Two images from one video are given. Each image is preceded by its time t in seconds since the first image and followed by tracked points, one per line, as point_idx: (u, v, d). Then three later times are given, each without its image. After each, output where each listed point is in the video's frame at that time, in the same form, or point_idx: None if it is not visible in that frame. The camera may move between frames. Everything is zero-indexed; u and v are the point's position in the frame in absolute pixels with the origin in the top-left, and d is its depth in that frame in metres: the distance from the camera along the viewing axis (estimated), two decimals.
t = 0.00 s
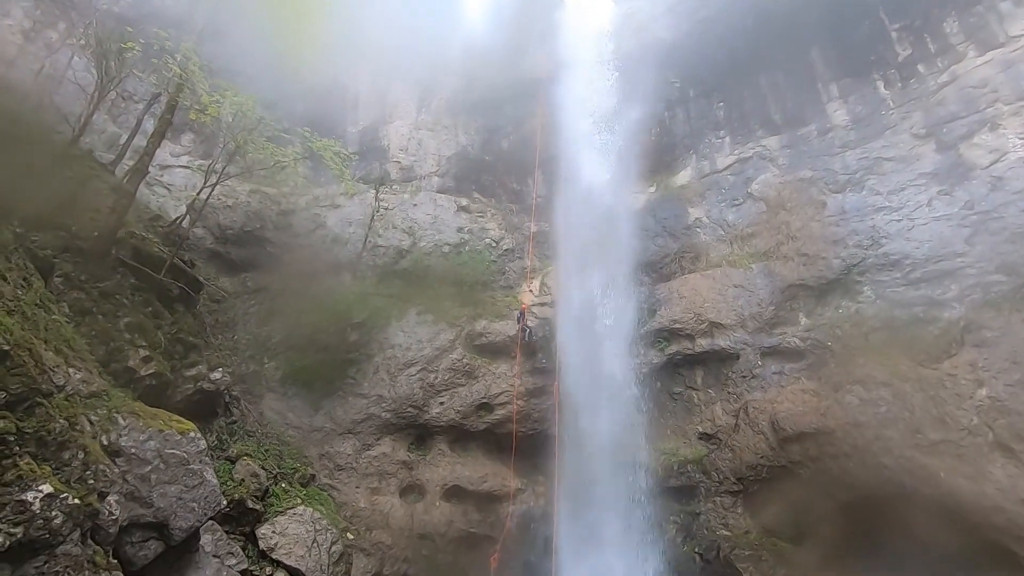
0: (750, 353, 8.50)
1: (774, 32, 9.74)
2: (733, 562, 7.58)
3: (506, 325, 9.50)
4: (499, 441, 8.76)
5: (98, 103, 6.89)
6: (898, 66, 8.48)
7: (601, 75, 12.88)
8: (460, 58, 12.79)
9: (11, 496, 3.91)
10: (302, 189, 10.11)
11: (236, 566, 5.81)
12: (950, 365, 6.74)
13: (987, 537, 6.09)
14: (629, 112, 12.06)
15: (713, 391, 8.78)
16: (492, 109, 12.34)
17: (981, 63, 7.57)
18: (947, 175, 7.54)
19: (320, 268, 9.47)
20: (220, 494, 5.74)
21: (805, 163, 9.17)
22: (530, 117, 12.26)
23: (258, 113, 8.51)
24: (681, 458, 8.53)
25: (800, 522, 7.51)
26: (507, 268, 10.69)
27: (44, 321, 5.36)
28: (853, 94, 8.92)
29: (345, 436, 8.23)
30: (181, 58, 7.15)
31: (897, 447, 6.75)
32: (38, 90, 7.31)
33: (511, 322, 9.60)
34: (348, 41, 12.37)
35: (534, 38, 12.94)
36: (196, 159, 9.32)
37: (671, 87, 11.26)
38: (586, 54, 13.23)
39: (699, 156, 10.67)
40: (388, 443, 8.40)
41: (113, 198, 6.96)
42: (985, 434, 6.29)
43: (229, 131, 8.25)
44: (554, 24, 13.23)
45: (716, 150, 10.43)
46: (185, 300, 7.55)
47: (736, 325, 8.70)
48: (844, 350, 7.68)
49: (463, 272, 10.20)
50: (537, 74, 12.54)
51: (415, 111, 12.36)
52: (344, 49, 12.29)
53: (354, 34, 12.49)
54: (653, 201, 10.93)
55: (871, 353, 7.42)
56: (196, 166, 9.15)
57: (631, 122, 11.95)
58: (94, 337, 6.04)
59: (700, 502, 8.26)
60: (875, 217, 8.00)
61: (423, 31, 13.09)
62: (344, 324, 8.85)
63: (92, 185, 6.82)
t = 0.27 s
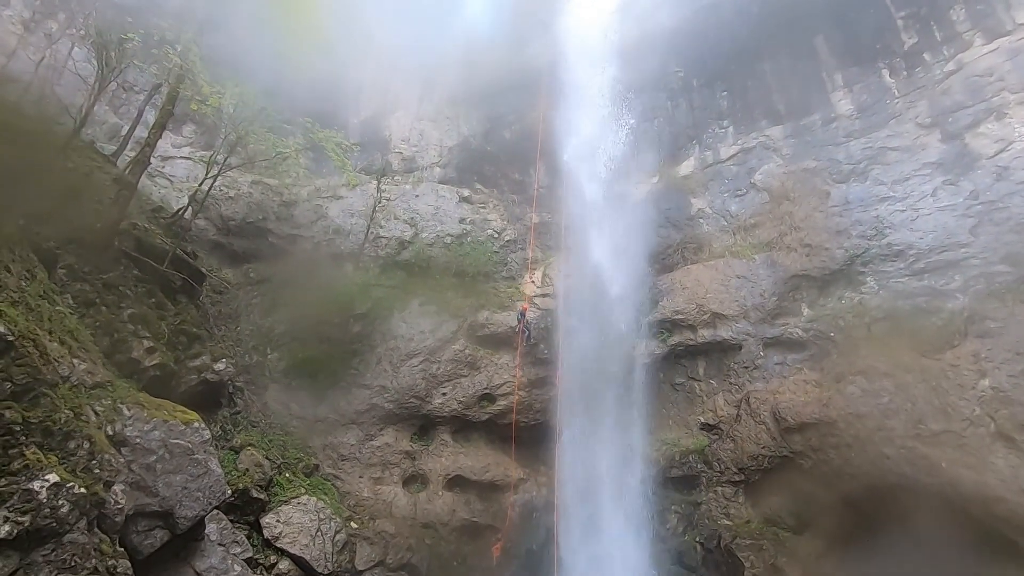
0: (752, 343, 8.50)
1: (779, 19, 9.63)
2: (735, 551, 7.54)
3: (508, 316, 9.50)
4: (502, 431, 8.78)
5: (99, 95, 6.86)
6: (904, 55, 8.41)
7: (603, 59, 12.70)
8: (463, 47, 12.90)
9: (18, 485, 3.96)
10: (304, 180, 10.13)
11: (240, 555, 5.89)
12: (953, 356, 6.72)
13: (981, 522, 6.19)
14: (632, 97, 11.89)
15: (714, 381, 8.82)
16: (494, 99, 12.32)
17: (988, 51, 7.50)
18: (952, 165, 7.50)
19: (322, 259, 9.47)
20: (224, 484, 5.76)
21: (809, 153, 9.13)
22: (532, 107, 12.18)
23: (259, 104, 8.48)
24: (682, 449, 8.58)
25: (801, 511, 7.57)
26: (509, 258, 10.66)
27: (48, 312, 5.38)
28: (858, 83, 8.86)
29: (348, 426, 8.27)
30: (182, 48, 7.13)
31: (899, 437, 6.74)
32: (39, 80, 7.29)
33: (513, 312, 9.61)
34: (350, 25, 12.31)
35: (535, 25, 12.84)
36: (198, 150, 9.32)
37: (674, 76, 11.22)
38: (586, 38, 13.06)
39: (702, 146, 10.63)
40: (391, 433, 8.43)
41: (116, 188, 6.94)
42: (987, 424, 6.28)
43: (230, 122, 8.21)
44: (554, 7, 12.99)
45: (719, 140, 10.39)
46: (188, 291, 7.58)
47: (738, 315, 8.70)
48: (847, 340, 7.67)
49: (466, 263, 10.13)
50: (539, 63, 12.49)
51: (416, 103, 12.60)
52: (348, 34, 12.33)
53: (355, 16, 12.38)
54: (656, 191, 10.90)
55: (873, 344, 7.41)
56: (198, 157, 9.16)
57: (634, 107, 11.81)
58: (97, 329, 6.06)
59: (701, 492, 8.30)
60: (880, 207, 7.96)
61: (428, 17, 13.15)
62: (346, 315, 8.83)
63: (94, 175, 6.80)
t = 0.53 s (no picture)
0: (755, 336, 8.50)
1: (784, 10, 9.57)
2: (735, 542, 7.57)
3: (510, 308, 9.50)
4: (504, 423, 8.81)
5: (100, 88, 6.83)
6: (909, 45, 8.34)
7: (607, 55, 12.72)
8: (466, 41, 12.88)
9: (25, 477, 4.01)
10: (306, 173, 10.15)
11: (245, 546, 5.93)
12: (956, 349, 6.71)
13: (985, 517, 6.14)
14: (636, 90, 11.84)
15: (716, 374, 8.82)
16: (496, 91, 12.26)
17: (995, 42, 7.44)
18: (957, 157, 7.47)
19: (325, 252, 9.47)
20: (229, 476, 5.78)
21: (813, 145, 9.09)
22: (535, 98, 12.12)
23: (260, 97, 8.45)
24: (684, 441, 8.62)
25: (802, 503, 7.57)
26: (511, 251, 10.60)
27: (53, 305, 5.40)
28: (862, 73, 8.81)
29: (351, 419, 8.30)
30: (182, 40, 7.09)
31: (901, 429, 6.72)
32: (40, 74, 7.28)
33: (516, 305, 9.60)
34: (351, 20, 12.27)
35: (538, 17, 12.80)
36: (199, 143, 9.32)
37: (676, 67, 11.15)
38: (590, 32, 13.03)
39: (705, 138, 10.59)
40: (394, 425, 8.46)
41: (118, 182, 6.96)
42: (990, 417, 6.28)
43: (232, 115, 8.18)
44: None
45: (722, 132, 10.35)
46: (191, 284, 7.60)
47: (741, 308, 8.69)
48: (850, 333, 7.65)
49: (467, 256, 10.12)
50: (541, 55, 12.44)
51: (417, 96, 12.54)
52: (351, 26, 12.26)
53: (356, 11, 12.33)
54: (659, 184, 10.92)
55: (876, 336, 7.40)
56: (200, 150, 9.17)
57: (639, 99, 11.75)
58: (101, 322, 6.07)
59: (703, 484, 8.34)
60: (884, 199, 7.94)
61: (430, 13, 13.14)
62: (348, 308, 8.85)
63: (97, 169, 6.81)
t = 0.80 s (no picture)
0: (758, 331, 8.49)
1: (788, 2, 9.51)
2: (739, 536, 7.64)
3: (513, 303, 9.50)
4: (507, 417, 8.83)
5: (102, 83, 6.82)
6: (915, 37, 8.28)
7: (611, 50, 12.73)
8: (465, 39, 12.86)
9: (32, 471, 4.03)
10: (309, 169, 10.17)
11: (250, 539, 5.97)
12: (961, 343, 6.67)
13: (990, 512, 6.09)
14: (640, 85, 11.85)
15: (720, 369, 8.84)
16: (500, 86, 12.23)
17: (1002, 33, 7.38)
18: (963, 150, 7.43)
19: (328, 247, 9.47)
20: (234, 470, 5.81)
21: (817, 139, 9.04)
22: (537, 92, 12.08)
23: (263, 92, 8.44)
24: (687, 436, 8.65)
25: (804, 497, 7.58)
26: (513, 246, 10.60)
27: (57, 301, 5.41)
28: (867, 66, 8.76)
29: (355, 413, 8.33)
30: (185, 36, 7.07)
31: (905, 424, 6.71)
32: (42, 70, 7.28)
33: (519, 300, 9.60)
34: (353, 20, 12.19)
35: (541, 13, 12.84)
36: (202, 138, 9.34)
37: (679, 61, 11.08)
38: (593, 29, 13.07)
39: (708, 132, 10.55)
40: (398, 420, 8.49)
41: (122, 177, 6.98)
42: (994, 411, 6.23)
43: (234, 110, 8.17)
44: None
45: (726, 126, 10.31)
46: (195, 280, 7.62)
47: (744, 303, 8.68)
48: (853, 327, 7.64)
49: (470, 251, 10.13)
50: (543, 49, 12.39)
51: (419, 91, 12.52)
52: (353, 20, 12.18)
53: (357, 11, 12.25)
54: (662, 178, 10.88)
55: (880, 331, 7.38)
56: (203, 145, 9.19)
57: (642, 94, 11.76)
58: (106, 318, 6.08)
59: (705, 478, 8.35)
60: (888, 193, 7.90)
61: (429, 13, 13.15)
62: (352, 303, 8.87)
63: (100, 165, 6.83)
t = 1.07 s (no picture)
0: (762, 326, 8.48)
1: None
2: (743, 532, 7.60)
3: (516, 300, 9.50)
4: (511, 414, 8.83)
5: (106, 82, 6.82)
6: (921, 31, 8.24)
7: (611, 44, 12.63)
8: (468, 35, 12.87)
9: (40, 468, 4.07)
10: (312, 167, 10.20)
11: (256, 535, 5.99)
12: (967, 339, 6.64)
13: (995, 509, 6.06)
14: (641, 80, 11.77)
15: (724, 365, 8.79)
16: (502, 82, 12.20)
17: (1009, 27, 7.34)
18: (969, 145, 7.39)
19: (332, 245, 9.48)
20: (240, 467, 5.83)
21: (822, 133, 9.00)
22: (541, 88, 12.04)
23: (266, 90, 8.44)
24: (691, 432, 8.64)
25: (809, 492, 7.57)
26: (517, 243, 10.59)
27: (63, 299, 5.44)
28: (873, 60, 8.71)
29: (359, 410, 8.34)
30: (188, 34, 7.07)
31: (910, 419, 6.69)
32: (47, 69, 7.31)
33: (523, 297, 9.59)
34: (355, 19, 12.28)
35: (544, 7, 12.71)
36: (206, 136, 9.36)
37: (683, 56, 11.03)
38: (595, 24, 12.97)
39: (712, 128, 10.51)
40: (402, 417, 8.50)
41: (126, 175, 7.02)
42: (1000, 407, 6.21)
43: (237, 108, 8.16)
44: None
45: (729, 121, 10.28)
46: (199, 277, 7.64)
47: (748, 299, 8.66)
48: (858, 323, 7.61)
49: (473, 248, 10.14)
50: (545, 45, 12.32)
51: (422, 87, 12.53)
52: (356, 18, 12.21)
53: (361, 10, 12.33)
54: (665, 173, 10.80)
55: (885, 327, 7.35)
56: (206, 144, 9.21)
57: (643, 90, 11.69)
58: (112, 315, 6.10)
59: (710, 475, 8.34)
60: (894, 187, 7.86)
61: (431, 12, 13.18)
62: (355, 300, 8.87)
63: (105, 163, 6.86)
